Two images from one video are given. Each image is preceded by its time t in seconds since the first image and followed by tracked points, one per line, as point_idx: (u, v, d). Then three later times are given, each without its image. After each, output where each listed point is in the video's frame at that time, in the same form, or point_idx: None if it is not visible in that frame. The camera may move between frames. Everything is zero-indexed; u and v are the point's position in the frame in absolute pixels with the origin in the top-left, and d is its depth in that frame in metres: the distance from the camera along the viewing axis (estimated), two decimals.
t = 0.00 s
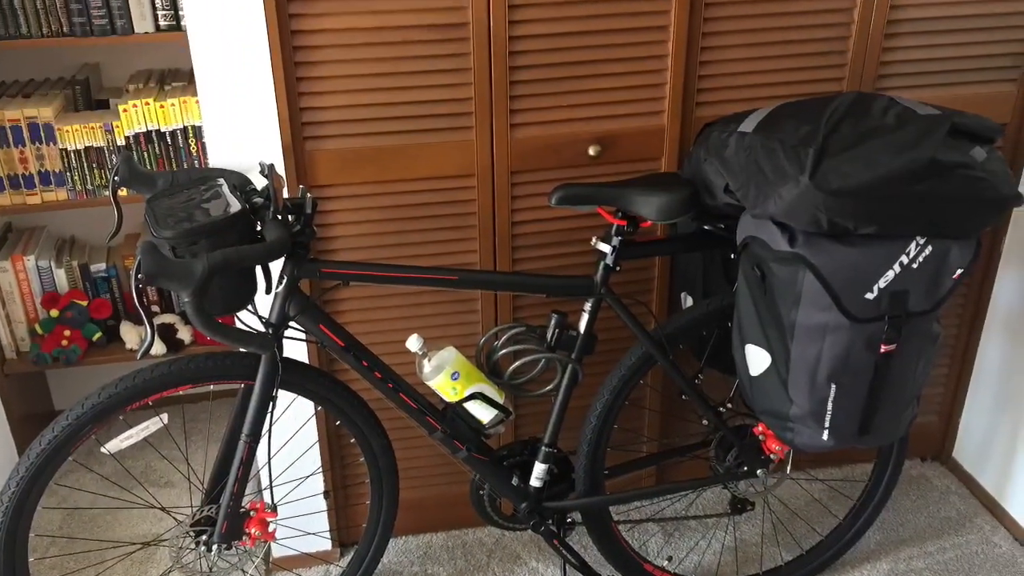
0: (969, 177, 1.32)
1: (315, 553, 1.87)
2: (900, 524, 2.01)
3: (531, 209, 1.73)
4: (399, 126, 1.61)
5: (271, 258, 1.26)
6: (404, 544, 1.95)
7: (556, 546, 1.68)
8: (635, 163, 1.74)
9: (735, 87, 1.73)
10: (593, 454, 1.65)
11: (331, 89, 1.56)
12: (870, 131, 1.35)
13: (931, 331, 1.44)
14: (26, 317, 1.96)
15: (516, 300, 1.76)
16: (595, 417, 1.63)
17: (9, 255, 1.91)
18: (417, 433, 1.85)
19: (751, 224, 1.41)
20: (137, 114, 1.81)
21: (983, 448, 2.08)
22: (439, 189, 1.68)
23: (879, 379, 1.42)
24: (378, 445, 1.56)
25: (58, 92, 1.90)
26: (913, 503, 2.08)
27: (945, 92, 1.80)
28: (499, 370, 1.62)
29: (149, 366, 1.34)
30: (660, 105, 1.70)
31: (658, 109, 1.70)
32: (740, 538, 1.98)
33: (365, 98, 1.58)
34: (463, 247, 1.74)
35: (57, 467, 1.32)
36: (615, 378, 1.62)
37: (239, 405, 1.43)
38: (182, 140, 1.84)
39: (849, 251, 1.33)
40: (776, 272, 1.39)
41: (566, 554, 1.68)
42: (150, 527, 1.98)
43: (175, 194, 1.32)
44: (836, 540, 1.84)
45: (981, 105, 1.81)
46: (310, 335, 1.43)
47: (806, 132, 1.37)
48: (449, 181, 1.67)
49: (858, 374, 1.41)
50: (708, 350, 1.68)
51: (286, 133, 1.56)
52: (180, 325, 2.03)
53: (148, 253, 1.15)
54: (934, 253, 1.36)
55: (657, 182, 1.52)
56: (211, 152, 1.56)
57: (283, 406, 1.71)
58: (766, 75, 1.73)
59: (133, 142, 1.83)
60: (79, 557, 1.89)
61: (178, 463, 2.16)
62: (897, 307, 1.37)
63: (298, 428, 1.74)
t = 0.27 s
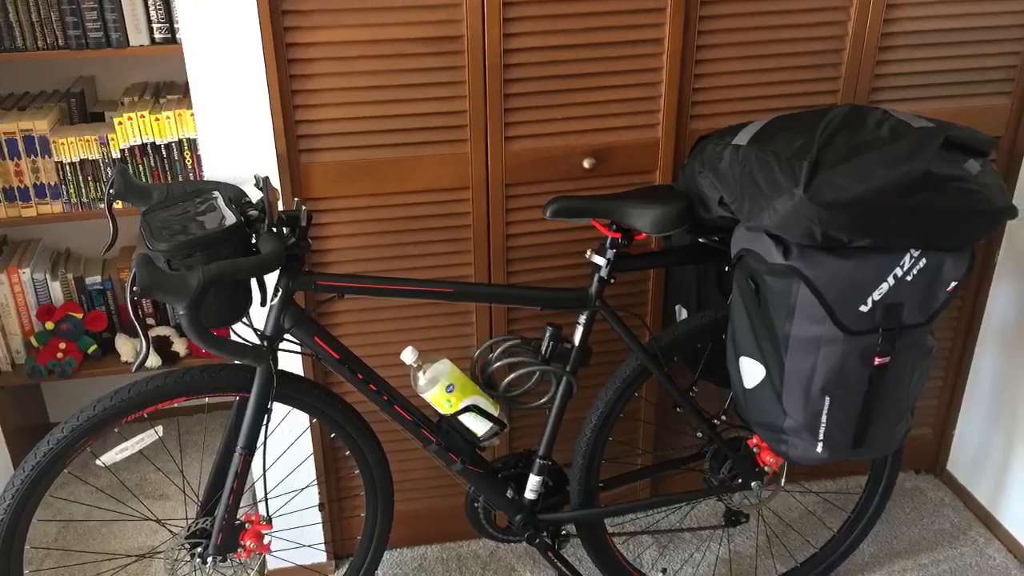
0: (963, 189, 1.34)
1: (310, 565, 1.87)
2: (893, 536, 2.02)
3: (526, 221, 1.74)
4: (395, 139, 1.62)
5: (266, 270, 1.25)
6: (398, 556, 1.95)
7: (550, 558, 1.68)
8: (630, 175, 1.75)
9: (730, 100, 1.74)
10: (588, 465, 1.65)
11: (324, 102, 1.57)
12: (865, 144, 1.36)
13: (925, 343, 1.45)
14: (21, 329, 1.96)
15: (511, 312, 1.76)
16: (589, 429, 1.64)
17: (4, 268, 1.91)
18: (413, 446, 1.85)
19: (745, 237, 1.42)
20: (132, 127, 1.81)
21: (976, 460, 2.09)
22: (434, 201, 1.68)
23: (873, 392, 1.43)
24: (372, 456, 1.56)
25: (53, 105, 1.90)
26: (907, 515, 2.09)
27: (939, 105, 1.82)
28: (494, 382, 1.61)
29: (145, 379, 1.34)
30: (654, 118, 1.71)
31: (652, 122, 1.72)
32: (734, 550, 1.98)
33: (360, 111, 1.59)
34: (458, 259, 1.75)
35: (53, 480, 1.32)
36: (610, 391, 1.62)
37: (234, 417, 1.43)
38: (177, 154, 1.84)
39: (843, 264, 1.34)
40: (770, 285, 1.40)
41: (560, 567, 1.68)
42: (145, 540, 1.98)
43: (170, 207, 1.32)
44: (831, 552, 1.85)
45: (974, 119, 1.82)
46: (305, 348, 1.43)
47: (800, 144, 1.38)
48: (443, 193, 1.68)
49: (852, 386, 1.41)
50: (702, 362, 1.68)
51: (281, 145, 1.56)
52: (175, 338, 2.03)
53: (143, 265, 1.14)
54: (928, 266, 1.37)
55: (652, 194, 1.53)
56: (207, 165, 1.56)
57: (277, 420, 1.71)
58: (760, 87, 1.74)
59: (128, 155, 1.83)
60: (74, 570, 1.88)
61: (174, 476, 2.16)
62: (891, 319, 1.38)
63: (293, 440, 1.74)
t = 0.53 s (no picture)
0: (957, 202, 1.35)
1: None
2: (887, 548, 2.03)
3: (521, 234, 1.74)
4: (389, 152, 1.62)
5: (261, 283, 1.25)
6: (393, 569, 1.94)
7: (545, 571, 1.67)
8: (624, 188, 1.76)
9: (723, 113, 1.75)
10: (583, 478, 1.65)
11: (319, 115, 1.57)
12: (859, 157, 1.37)
13: (919, 355, 1.46)
14: (17, 341, 1.95)
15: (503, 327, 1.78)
16: (585, 441, 1.64)
17: None
18: (408, 459, 1.85)
19: (739, 249, 1.43)
20: (127, 139, 1.81)
21: (970, 472, 2.10)
22: (429, 214, 1.69)
23: (867, 404, 1.44)
24: (367, 469, 1.55)
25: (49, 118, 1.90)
26: (902, 527, 2.09)
27: (933, 118, 1.83)
28: (488, 395, 1.61)
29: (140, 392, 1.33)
30: (649, 131, 1.72)
31: (646, 135, 1.73)
32: (729, 563, 1.98)
33: (356, 125, 1.59)
34: (453, 271, 1.75)
35: (48, 492, 1.31)
36: (604, 403, 1.62)
37: (229, 430, 1.42)
38: (173, 167, 1.85)
39: (836, 276, 1.35)
40: (765, 297, 1.40)
41: None
42: (140, 553, 1.97)
43: (165, 219, 1.32)
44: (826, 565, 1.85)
45: (967, 132, 1.84)
46: (300, 360, 1.43)
47: (794, 157, 1.39)
48: (438, 206, 1.68)
49: (846, 399, 1.42)
50: (697, 375, 1.69)
51: (277, 158, 1.57)
52: (170, 350, 2.03)
53: (138, 277, 1.14)
54: (922, 278, 1.38)
55: (647, 207, 1.53)
56: (202, 178, 1.57)
57: (272, 433, 1.70)
58: (755, 101, 1.76)
59: (124, 168, 1.84)
60: None
61: (168, 488, 2.15)
62: (885, 332, 1.39)
63: (288, 452, 1.73)
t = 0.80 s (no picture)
0: (951, 215, 1.37)
1: None
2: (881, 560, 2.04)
3: (515, 246, 1.75)
4: (384, 164, 1.63)
5: (256, 296, 1.25)
6: None
7: None
8: (618, 201, 1.77)
9: (718, 127, 1.77)
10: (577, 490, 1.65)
11: (314, 128, 1.58)
12: (854, 169, 1.38)
13: (913, 367, 1.47)
14: (12, 353, 1.95)
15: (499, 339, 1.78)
16: (579, 453, 1.64)
17: None
18: (404, 471, 1.85)
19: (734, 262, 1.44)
20: (122, 152, 1.81)
21: (965, 484, 2.10)
22: (424, 226, 1.69)
23: (861, 417, 1.45)
24: (362, 481, 1.55)
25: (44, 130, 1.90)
26: (897, 539, 2.10)
27: (927, 131, 1.85)
28: (483, 408, 1.62)
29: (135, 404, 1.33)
30: (643, 143, 1.74)
31: (640, 147, 1.74)
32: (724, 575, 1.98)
33: (352, 138, 1.60)
34: (448, 284, 1.75)
35: (43, 504, 1.30)
36: (599, 416, 1.63)
37: (225, 442, 1.42)
38: (168, 181, 1.85)
39: (830, 289, 1.36)
40: (759, 310, 1.41)
41: None
42: (135, 565, 1.97)
43: (161, 232, 1.32)
44: None
45: (960, 145, 1.86)
46: (295, 373, 1.43)
47: (788, 170, 1.40)
48: (433, 218, 1.69)
49: (840, 411, 1.43)
50: (691, 388, 1.69)
51: (273, 171, 1.57)
52: (165, 363, 2.03)
53: (133, 290, 1.14)
54: (916, 291, 1.39)
55: (641, 220, 1.54)
56: (198, 191, 1.57)
57: (266, 445, 1.70)
58: (750, 113, 1.77)
59: (120, 181, 1.84)
60: None
61: (164, 500, 2.15)
62: (879, 344, 1.40)
63: (283, 465, 1.73)
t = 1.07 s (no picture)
0: (944, 228, 1.37)
1: None
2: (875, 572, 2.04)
3: (510, 258, 1.75)
4: (379, 177, 1.63)
5: (250, 309, 1.25)
6: None
7: None
8: (612, 214, 1.78)
9: (712, 139, 1.78)
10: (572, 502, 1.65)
11: (309, 140, 1.58)
12: (848, 182, 1.39)
13: (907, 379, 1.48)
14: (8, 367, 1.94)
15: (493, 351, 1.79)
16: (574, 466, 1.64)
17: None
18: (399, 483, 1.85)
19: (728, 275, 1.45)
20: (118, 165, 1.81)
21: (959, 496, 2.11)
22: (419, 239, 1.70)
23: (855, 429, 1.45)
24: (357, 493, 1.55)
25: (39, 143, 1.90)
26: (891, 551, 2.11)
27: (921, 143, 1.87)
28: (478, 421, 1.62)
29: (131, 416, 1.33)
30: (638, 156, 1.75)
31: (635, 160, 1.75)
32: None
33: (347, 151, 1.60)
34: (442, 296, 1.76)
35: (38, 517, 1.30)
36: (593, 429, 1.63)
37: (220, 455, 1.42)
38: (163, 193, 1.85)
39: (824, 301, 1.36)
40: (754, 322, 1.42)
41: None
42: None
43: (156, 245, 1.32)
44: None
45: (953, 158, 1.88)
46: (290, 385, 1.43)
47: (782, 182, 1.41)
48: (427, 230, 1.69)
49: (834, 424, 1.43)
50: (685, 400, 1.70)
51: (269, 184, 1.57)
52: (159, 376, 2.02)
53: (128, 302, 1.14)
54: (910, 303, 1.40)
55: (635, 233, 1.55)
56: (194, 204, 1.57)
57: (261, 457, 1.69)
58: (744, 126, 1.79)
59: (116, 193, 1.84)
60: None
61: (159, 513, 2.14)
62: (873, 357, 1.41)
63: (278, 477, 1.72)
